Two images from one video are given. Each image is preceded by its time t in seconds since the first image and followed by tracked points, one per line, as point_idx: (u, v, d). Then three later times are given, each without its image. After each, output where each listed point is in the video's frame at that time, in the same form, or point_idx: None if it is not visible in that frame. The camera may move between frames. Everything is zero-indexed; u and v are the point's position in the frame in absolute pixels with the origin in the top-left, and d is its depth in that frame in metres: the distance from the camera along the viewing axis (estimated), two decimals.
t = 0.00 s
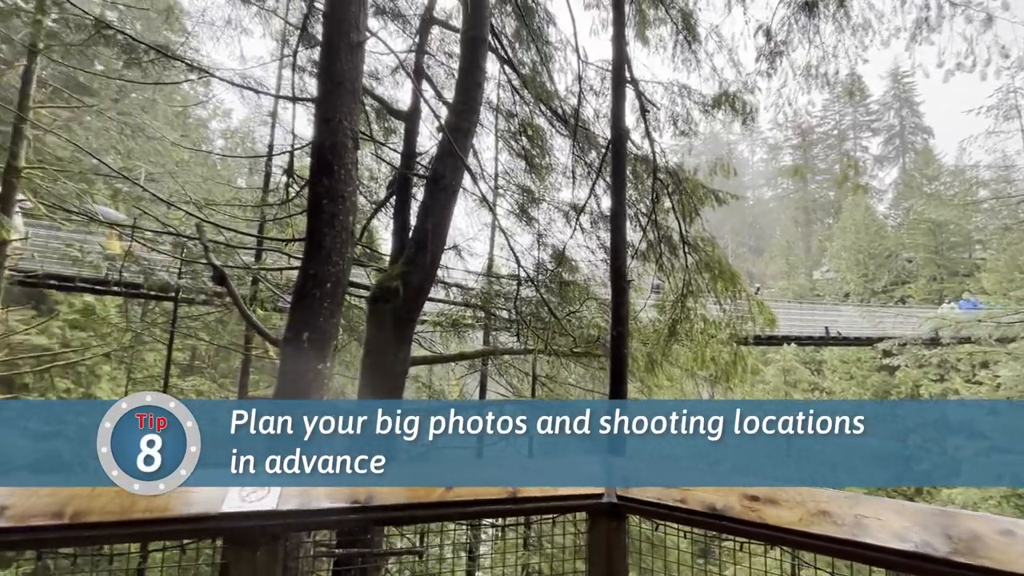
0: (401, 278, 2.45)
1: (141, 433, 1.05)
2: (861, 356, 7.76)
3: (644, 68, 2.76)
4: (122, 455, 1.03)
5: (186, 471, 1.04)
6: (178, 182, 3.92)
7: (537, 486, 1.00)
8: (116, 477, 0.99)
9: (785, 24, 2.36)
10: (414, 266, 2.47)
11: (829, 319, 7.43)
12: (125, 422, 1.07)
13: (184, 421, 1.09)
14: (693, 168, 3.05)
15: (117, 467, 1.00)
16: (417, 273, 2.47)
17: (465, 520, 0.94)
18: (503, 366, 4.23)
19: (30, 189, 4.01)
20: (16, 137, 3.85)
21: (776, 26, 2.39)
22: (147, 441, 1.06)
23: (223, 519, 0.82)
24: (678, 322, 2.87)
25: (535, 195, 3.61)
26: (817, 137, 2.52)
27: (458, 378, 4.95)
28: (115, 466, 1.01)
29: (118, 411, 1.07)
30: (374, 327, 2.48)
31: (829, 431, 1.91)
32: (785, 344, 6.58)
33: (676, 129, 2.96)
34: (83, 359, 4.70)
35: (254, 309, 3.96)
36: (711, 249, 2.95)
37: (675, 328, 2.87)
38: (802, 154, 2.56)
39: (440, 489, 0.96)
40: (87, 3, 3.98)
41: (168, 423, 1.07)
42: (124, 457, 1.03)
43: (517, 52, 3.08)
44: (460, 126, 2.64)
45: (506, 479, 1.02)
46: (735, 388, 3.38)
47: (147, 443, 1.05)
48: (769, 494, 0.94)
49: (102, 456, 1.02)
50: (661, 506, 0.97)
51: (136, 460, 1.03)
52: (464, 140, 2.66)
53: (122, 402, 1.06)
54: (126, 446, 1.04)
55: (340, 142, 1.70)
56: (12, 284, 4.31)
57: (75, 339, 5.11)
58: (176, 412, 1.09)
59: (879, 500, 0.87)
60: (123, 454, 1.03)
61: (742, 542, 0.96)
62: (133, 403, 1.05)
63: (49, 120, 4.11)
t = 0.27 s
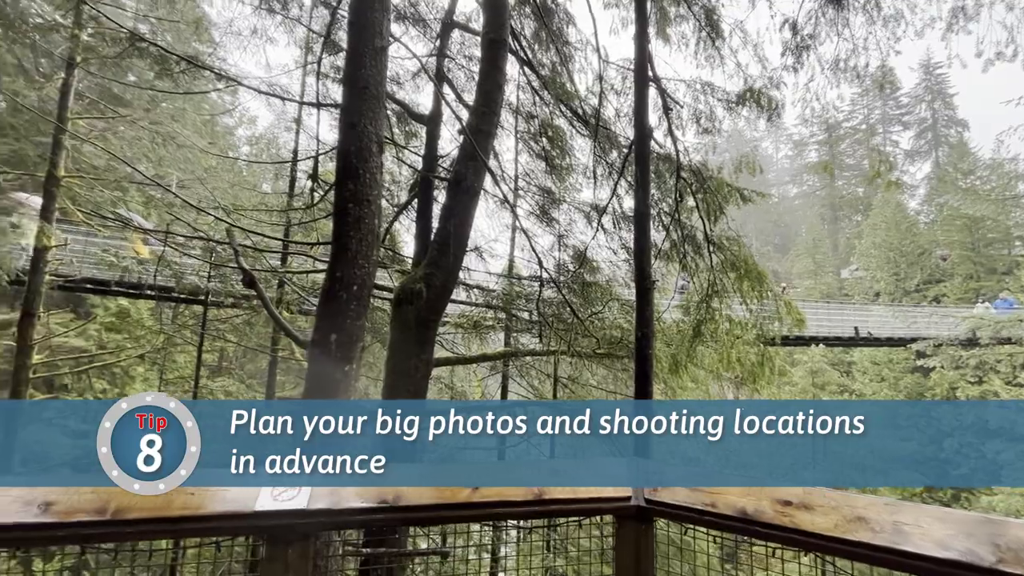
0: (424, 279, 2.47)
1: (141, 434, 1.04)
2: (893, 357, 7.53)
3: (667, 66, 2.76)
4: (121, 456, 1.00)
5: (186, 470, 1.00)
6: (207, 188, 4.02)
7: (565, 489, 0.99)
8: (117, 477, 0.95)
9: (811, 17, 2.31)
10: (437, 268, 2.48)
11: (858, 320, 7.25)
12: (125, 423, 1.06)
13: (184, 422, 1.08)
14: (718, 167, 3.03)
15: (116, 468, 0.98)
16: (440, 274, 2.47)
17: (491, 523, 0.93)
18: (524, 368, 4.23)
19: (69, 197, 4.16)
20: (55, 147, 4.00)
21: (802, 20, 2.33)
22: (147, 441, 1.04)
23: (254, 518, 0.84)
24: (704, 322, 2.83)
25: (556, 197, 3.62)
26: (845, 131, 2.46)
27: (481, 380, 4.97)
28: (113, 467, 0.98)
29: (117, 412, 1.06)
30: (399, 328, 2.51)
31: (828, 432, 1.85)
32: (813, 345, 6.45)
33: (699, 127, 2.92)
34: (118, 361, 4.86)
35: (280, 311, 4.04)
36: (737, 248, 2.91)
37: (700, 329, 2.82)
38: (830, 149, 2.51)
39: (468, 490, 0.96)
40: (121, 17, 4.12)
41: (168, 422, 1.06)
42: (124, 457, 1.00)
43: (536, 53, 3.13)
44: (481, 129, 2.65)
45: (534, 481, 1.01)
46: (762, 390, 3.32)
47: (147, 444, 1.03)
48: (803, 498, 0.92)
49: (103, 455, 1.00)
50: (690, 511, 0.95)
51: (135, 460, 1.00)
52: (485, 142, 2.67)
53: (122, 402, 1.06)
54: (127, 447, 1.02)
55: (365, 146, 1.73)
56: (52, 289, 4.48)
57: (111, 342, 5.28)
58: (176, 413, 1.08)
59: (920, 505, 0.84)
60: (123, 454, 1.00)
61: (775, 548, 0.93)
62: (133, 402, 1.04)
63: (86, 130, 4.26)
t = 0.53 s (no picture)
0: (447, 281, 2.48)
1: (141, 433, 1.04)
2: (929, 359, 7.30)
3: (691, 64, 2.74)
4: (121, 457, 0.99)
5: (187, 471, 1.00)
6: (235, 194, 4.12)
7: (593, 491, 0.98)
8: (116, 477, 0.95)
9: (839, 9, 2.26)
10: (461, 270, 2.49)
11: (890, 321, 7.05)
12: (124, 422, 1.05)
13: (183, 421, 1.08)
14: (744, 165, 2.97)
15: (116, 467, 0.97)
16: (463, 276, 2.48)
17: (518, 524, 0.92)
18: (546, 369, 4.21)
19: (106, 204, 4.32)
20: (92, 157, 4.15)
21: (830, 13, 2.29)
22: (147, 440, 1.03)
23: (287, 516, 0.85)
24: (730, 323, 2.78)
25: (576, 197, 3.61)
26: (873, 127, 2.35)
27: (503, 381, 4.97)
28: (113, 467, 0.97)
29: (117, 411, 1.05)
30: (422, 330, 2.52)
31: (828, 431, 1.89)
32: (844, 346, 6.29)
33: (722, 124, 2.90)
34: (151, 362, 5.01)
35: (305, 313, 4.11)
36: (765, 247, 2.83)
37: (726, 330, 2.78)
38: (859, 145, 2.42)
39: (495, 491, 0.95)
40: (152, 29, 4.25)
41: (169, 422, 1.06)
42: (124, 456, 1.00)
43: (555, 53, 3.10)
44: (502, 130, 2.64)
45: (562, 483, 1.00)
46: (791, 393, 3.24)
47: (146, 443, 1.03)
48: (840, 504, 0.89)
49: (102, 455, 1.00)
50: (721, 515, 0.93)
51: (135, 460, 0.99)
52: (507, 144, 2.66)
53: (122, 401, 1.05)
54: (127, 446, 1.02)
55: (390, 150, 1.75)
56: (89, 292, 4.64)
57: (145, 343, 5.45)
58: (177, 412, 1.08)
59: (966, 513, 0.81)
60: (123, 454, 1.00)
61: (812, 555, 0.91)
62: (133, 401, 1.04)
63: (120, 139, 4.41)
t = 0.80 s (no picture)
0: (470, 283, 2.49)
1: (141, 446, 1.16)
2: (966, 360, 7.05)
3: (716, 60, 2.72)
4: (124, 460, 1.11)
5: (184, 470, 1.12)
6: (260, 199, 4.19)
7: (622, 495, 0.96)
8: (118, 467, 1.04)
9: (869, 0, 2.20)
10: (484, 271, 2.50)
11: (924, 321, 6.80)
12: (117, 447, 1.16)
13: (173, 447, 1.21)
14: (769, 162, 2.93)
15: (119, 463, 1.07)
16: (486, 278, 2.49)
17: (547, 527, 0.92)
18: (567, 370, 4.19)
19: (139, 210, 4.45)
20: (124, 164, 4.27)
21: (860, 4, 2.22)
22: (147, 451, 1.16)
23: (318, 515, 0.86)
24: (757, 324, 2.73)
25: (596, 198, 3.60)
26: (904, 120, 2.31)
27: (525, 382, 4.97)
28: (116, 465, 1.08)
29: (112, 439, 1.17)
30: (444, 331, 2.53)
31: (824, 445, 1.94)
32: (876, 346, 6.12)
33: (747, 121, 2.83)
34: (182, 363, 5.14)
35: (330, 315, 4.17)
36: (794, 245, 2.78)
37: (753, 331, 2.72)
38: (888, 141, 2.33)
39: (523, 493, 0.95)
40: (179, 40, 4.35)
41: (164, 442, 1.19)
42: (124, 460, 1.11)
43: (575, 54, 3.09)
44: (523, 131, 2.64)
45: (589, 486, 0.99)
46: (820, 394, 3.17)
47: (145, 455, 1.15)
48: (880, 510, 0.86)
49: (104, 456, 1.10)
50: (753, 520, 0.91)
51: (137, 459, 1.11)
52: (527, 146, 2.66)
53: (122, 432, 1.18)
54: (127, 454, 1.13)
55: (414, 152, 1.76)
56: (123, 296, 4.79)
57: (175, 345, 5.60)
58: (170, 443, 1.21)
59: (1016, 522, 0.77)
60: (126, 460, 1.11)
61: (850, 563, 0.88)
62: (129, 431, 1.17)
63: (151, 147, 4.53)
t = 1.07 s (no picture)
0: (491, 284, 2.49)
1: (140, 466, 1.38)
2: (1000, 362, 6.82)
3: (739, 56, 2.65)
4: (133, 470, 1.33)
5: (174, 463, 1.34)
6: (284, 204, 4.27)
7: (649, 498, 0.95)
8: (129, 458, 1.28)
9: None
10: (506, 272, 2.49)
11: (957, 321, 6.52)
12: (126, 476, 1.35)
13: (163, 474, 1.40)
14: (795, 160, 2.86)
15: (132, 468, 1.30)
16: (507, 279, 2.49)
17: (574, 530, 0.91)
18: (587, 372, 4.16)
19: (167, 216, 4.57)
20: (154, 171, 4.39)
21: None
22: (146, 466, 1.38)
23: (346, 515, 0.87)
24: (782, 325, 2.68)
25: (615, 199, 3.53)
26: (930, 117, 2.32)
27: (545, 384, 4.95)
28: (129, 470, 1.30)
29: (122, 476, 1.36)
30: (466, 333, 2.53)
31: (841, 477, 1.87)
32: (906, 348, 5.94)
33: (771, 117, 2.74)
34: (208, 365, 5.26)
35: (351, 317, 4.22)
36: (822, 244, 2.69)
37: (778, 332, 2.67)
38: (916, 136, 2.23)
39: (549, 496, 0.94)
40: (205, 49, 4.46)
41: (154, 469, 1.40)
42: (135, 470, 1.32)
43: (593, 54, 3.06)
44: (544, 132, 2.63)
45: (616, 489, 0.97)
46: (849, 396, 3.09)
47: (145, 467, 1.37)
48: (921, 517, 0.83)
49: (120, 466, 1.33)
50: (786, 526, 0.88)
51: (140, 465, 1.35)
52: (547, 147, 2.65)
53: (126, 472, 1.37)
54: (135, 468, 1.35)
55: (436, 154, 1.77)
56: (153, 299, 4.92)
57: (202, 347, 5.72)
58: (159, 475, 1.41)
59: None
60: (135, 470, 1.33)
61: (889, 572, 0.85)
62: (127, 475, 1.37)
63: (178, 154, 4.64)
